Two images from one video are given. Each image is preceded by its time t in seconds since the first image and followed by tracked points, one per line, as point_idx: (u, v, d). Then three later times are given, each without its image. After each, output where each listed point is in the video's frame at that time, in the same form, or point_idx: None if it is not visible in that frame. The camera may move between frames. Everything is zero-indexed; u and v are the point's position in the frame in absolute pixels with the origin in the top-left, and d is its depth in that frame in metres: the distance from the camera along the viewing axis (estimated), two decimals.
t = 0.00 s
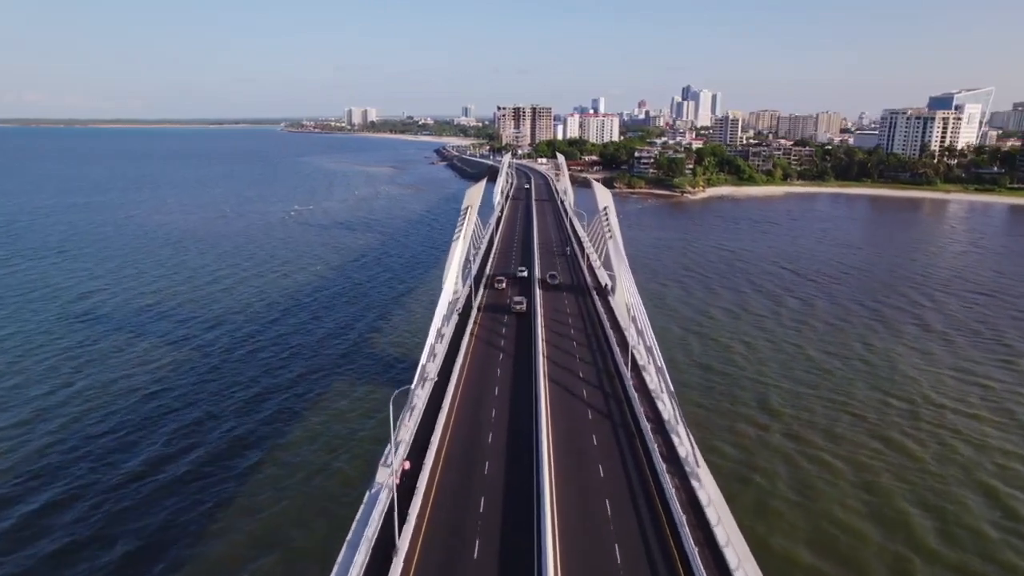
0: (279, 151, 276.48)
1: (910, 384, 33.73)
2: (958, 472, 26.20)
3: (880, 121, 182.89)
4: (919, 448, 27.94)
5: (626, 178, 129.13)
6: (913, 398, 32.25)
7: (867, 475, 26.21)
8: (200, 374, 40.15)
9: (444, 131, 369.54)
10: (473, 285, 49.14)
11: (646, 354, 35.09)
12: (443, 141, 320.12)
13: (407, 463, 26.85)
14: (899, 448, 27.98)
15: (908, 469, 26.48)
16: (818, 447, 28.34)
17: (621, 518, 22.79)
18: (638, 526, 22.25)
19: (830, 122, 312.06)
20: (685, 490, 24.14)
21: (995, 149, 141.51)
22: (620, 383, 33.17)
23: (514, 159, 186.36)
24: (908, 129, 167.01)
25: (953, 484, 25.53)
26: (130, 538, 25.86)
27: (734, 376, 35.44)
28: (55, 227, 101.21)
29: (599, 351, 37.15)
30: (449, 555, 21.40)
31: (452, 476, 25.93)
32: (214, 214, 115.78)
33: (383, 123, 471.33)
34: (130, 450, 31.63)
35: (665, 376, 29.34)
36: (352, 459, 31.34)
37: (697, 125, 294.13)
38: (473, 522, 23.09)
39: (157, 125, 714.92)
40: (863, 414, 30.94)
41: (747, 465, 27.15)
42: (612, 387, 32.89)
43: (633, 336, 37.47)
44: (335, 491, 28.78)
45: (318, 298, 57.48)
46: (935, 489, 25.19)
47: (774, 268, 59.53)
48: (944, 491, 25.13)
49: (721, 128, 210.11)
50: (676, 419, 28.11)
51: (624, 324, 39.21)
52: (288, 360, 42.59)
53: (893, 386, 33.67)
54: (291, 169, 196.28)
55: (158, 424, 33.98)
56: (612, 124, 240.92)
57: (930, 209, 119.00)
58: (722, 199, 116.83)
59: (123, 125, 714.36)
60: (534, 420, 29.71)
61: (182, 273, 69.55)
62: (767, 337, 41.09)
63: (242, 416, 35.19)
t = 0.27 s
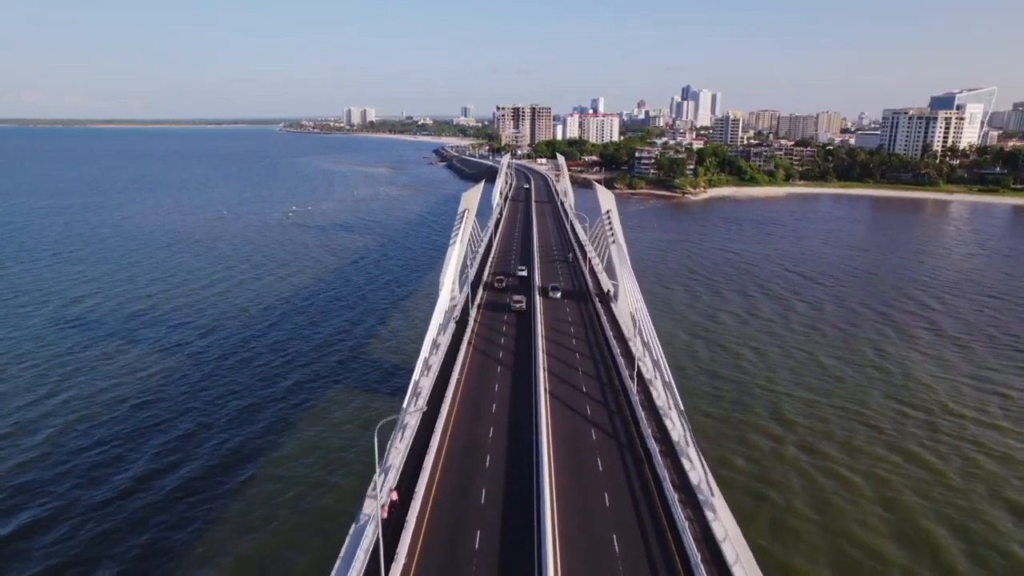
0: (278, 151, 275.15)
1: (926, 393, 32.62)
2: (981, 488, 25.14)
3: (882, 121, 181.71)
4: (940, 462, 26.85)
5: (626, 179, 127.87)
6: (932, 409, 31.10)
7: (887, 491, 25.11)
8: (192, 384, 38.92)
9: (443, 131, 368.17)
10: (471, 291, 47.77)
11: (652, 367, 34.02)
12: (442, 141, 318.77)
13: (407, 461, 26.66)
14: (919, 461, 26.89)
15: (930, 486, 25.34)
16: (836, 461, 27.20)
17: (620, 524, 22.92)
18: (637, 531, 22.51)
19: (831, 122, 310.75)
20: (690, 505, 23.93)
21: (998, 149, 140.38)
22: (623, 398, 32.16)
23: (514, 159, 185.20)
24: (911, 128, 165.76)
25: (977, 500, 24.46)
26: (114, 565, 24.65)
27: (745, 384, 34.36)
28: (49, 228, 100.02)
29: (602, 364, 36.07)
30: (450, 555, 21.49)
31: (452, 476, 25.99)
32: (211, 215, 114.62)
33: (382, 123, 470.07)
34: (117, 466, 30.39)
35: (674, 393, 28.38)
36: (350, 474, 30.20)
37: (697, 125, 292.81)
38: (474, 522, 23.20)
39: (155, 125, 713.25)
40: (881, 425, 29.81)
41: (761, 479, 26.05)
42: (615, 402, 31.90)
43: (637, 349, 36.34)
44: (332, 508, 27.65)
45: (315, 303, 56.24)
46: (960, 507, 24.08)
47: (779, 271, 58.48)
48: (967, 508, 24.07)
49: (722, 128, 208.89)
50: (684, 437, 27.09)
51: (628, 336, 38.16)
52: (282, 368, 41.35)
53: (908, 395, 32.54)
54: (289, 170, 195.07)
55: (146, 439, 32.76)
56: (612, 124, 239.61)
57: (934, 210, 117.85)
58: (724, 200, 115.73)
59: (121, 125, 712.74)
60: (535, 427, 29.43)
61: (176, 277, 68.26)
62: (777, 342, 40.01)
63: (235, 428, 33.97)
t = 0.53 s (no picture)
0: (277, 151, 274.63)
1: (931, 396, 32.33)
2: (988, 492, 24.87)
3: (882, 121, 181.33)
4: (947, 466, 26.52)
5: (626, 179, 127.52)
6: (937, 412, 30.79)
7: (892, 495, 24.82)
8: (189, 386, 38.50)
9: (443, 131, 367.59)
10: (470, 294, 47.25)
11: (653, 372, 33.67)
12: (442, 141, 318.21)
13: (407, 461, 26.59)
14: (925, 465, 26.59)
15: (936, 490, 25.05)
16: (840, 465, 26.82)
17: (621, 527, 22.71)
18: (639, 536, 22.21)
19: (831, 122, 310.20)
20: (689, 509, 23.80)
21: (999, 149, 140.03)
22: (625, 404, 31.82)
23: (513, 159, 184.72)
24: (912, 128, 165.33)
25: (984, 504, 24.18)
26: (108, 574, 24.22)
27: (747, 386, 34.05)
28: (47, 229, 99.57)
29: (603, 368, 35.66)
30: (450, 555, 21.30)
31: (452, 476, 25.73)
32: (209, 216, 114.19)
33: (382, 123, 470.02)
34: (112, 471, 29.98)
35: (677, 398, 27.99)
36: (351, 480, 29.85)
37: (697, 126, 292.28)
38: (474, 524, 22.90)
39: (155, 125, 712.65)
40: (885, 428, 29.48)
41: (765, 484, 25.69)
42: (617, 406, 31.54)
43: (638, 354, 35.95)
44: (333, 513, 27.29)
45: (314, 305, 55.85)
46: (968, 511, 23.77)
47: (781, 271, 58.13)
48: (975, 512, 23.77)
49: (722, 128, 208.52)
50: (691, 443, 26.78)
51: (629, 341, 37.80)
52: (281, 370, 40.96)
53: (913, 398, 32.23)
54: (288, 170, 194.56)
55: (143, 443, 32.35)
56: (612, 124, 239.10)
57: (935, 210, 117.40)
58: (724, 200, 115.36)
59: (121, 125, 712.23)
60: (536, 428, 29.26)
61: (175, 278, 67.88)
62: (781, 344, 39.69)
63: (233, 432, 33.58)
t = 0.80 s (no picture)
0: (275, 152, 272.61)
1: (970, 418, 30.16)
2: None
3: (886, 121, 179.48)
4: (999, 500, 24.31)
5: (628, 180, 125.22)
6: (980, 436, 28.61)
7: (943, 533, 22.63)
8: (174, 406, 36.11)
9: (443, 131, 365.75)
10: (467, 298, 44.46)
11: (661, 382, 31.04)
12: (441, 142, 316.12)
13: (399, 482, 24.32)
14: (975, 498, 24.38)
15: (988, 528, 22.88)
16: (879, 497, 24.65)
17: (635, 564, 20.31)
18: None
19: (833, 122, 308.72)
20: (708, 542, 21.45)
21: (1007, 150, 138.06)
22: (631, 415, 29.22)
23: (513, 160, 182.65)
24: (916, 128, 163.35)
25: None
26: None
27: (771, 404, 31.94)
28: (37, 232, 97.29)
29: (607, 377, 32.99)
30: None
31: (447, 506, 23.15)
32: (204, 218, 112.13)
33: (381, 123, 467.56)
34: (87, 506, 27.66)
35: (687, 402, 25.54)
36: (347, 513, 27.55)
37: (698, 126, 290.28)
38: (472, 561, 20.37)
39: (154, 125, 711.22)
40: (925, 454, 27.38)
41: (801, 518, 23.61)
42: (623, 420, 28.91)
43: (644, 362, 33.28)
44: (328, 553, 24.93)
45: (309, 314, 53.47)
46: None
47: (794, 276, 56.02)
48: None
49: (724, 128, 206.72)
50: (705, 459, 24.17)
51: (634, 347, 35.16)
52: (273, 388, 38.60)
53: (951, 419, 30.06)
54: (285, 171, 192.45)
55: (123, 471, 30.08)
56: (613, 125, 237.11)
57: (943, 212, 115.35)
58: (728, 201, 113.36)
59: (120, 125, 710.16)
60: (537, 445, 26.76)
61: (164, 285, 65.45)
62: (804, 357, 37.53)
63: (219, 459, 31.23)
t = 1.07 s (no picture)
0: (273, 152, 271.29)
1: (995, 431, 28.80)
2: None
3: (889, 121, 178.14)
4: None
5: (629, 181, 123.79)
6: (1006, 450, 27.28)
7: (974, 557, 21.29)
8: (162, 419, 34.72)
9: (442, 131, 364.29)
10: (465, 307, 42.35)
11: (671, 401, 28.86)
12: (440, 142, 314.70)
13: (392, 501, 22.74)
14: (1006, 519, 23.03)
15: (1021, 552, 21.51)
16: (905, 517, 23.31)
17: None
18: None
19: (834, 122, 307.45)
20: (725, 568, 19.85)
21: (1011, 150, 136.75)
22: (640, 437, 26.98)
23: (513, 160, 181.31)
24: (920, 128, 162.00)
25: None
26: None
27: (786, 416, 30.66)
28: (30, 234, 95.86)
29: (612, 393, 30.69)
30: None
31: (444, 525, 21.51)
32: (200, 220, 110.71)
33: (381, 124, 466.52)
34: (67, 529, 26.27)
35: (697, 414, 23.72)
36: (340, 535, 26.18)
37: (699, 126, 288.95)
38: None
39: (153, 125, 709.82)
40: (951, 470, 26.04)
41: (821, 537, 22.39)
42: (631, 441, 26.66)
43: (652, 377, 31.06)
44: None
45: (305, 319, 52.06)
46: None
47: (801, 279, 54.67)
48: None
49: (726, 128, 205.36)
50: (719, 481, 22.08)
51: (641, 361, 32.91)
52: (266, 399, 37.20)
53: (975, 432, 28.71)
54: (283, 172, 191.09)
55: (105, 490, 28.71)
56: (613, 124, 235.83)
57: (948, 213, 114.04)
58: (731, 202, 112.05)
59: (118, 125, 708.71)
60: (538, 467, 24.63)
61: (158, 289, 64.11)
62: (818, 364, 36.25)
63: (208, 477, 29.84)
